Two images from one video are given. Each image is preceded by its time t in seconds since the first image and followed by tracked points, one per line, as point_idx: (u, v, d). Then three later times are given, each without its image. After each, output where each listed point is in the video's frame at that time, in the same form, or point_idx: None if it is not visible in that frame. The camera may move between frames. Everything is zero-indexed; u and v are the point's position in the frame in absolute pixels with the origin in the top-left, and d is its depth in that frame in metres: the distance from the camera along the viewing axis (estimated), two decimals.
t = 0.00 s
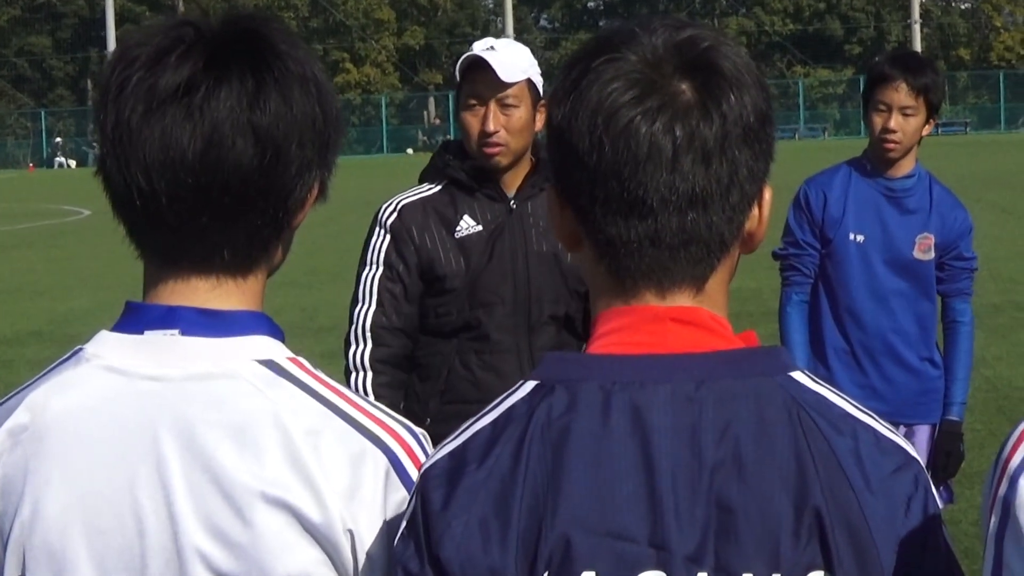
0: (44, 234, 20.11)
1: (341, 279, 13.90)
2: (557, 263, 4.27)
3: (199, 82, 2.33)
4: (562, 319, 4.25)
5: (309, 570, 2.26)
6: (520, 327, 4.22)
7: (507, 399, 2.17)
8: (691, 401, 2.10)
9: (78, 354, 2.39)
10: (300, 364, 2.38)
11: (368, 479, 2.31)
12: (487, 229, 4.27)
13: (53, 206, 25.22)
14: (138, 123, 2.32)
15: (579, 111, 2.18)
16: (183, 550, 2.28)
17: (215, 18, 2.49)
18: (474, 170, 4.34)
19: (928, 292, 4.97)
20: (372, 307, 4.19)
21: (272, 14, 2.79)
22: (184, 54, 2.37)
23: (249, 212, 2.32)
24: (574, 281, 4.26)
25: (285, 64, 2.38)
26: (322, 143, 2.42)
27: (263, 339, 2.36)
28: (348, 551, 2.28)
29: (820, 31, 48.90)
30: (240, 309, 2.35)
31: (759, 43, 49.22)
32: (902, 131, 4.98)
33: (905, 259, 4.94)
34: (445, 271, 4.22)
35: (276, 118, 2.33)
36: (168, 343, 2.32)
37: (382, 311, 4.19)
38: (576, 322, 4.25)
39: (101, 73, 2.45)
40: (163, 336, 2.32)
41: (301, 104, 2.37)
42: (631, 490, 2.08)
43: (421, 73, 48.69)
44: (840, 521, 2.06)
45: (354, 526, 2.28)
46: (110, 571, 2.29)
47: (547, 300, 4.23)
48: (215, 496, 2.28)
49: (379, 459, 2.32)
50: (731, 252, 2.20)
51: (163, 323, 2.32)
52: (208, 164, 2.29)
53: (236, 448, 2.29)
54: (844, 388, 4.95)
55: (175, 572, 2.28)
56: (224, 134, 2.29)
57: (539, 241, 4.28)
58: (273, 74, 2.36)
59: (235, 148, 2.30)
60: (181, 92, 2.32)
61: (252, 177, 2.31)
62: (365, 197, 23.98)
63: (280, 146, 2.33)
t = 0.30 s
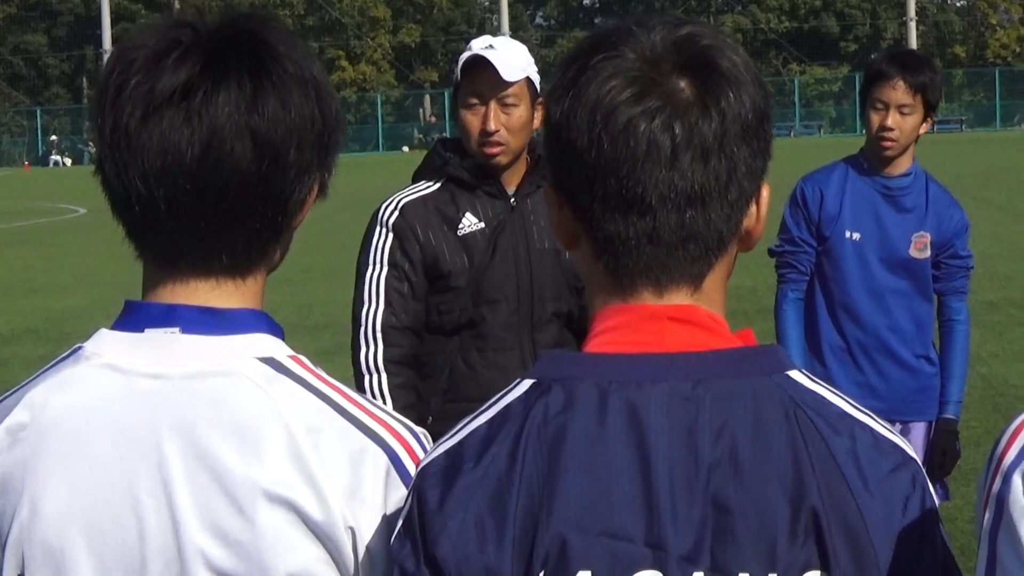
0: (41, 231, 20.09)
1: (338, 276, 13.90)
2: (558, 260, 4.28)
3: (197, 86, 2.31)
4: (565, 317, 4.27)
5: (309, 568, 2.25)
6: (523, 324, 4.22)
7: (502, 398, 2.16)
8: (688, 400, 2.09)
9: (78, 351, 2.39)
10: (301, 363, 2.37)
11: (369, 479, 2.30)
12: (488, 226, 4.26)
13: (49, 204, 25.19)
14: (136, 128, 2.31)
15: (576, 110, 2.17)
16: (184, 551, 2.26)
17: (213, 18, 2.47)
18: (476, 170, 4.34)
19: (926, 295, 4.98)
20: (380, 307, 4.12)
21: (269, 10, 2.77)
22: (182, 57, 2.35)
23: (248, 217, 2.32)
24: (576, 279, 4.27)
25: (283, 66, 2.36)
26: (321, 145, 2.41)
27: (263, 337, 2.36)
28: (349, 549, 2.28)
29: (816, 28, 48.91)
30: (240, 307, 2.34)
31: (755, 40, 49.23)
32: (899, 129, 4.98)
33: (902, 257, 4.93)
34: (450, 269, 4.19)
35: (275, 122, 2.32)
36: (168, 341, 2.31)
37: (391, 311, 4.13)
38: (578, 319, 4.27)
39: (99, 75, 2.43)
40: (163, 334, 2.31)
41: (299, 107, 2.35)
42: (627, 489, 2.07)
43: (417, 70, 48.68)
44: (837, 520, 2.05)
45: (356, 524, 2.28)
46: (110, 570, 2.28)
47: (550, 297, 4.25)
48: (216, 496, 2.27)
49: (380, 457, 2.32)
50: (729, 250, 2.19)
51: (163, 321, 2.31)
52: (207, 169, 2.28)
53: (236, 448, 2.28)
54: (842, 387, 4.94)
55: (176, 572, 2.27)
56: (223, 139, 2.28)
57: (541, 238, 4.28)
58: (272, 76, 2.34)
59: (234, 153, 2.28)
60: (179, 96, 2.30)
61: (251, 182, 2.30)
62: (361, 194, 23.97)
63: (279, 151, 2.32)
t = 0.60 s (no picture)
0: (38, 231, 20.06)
1: (335, 275, 13.88)
2: (555, 259, 4.27)
3: (206, 81, 2.31)
4: (562, 316, 4.26)
5: (313, 567, 2.26)
6: (519, 323, 4.22)
7: (502, 398, 2.16)
8: (688, 400, 2.09)
9: (83, 348, 2.39)
10: (307, 362, 2.37)
11: (374, 478, 2.30)
12: (484, 225, 4.26)
13: (45, 203, 25.18)
14: (145, 123, 2.30)
15: (577, 108, 2.17)
16: (188, 549, 2.27)
17: (221, 14, 2.47)
18: (472, 169, 4.34)
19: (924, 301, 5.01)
20: (374, 305, 4.10)
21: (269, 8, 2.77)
22: (191, 53, 2.35)
23: (257, 212, 2.32)
24: (574, 278, 4.27)
25: (292, 62, 2.36)
26: (328, 141, 2.41)
27: (268, 336, 2.36)
28: (352, 549, 2.28)
29: (813, 27, 48.94)
30: (247, 305, 2.34)
31: (752, 40, 49.22)
32: (893, 127, 5.01)
33: (899, 256, 4.93)
34: (445, 268, 4.19)
35: (284, 117, 2.32)
36: (174, 338, 2.31)
37: (385, 309, 4.12)
38: (575, 318, 4.27)
39: (106, 69, 2.42)
40: (169, 332, 2.31)
41: (308, 102, 2.35)
42: (627, 489, 2.07)
43: (414, 69, 48.65)
44: (837, 521, 2.05)
45: (360, 524, 2.27)
46: (112, 568, 2.28)
47: (547, 296, 4.25)
48: (220, 494, 2.27)
49: (385, 458, 2.31)
50: (728, 250, 2.19)
51: (169, 318, 2.31)
52: (215, 163, 2.28)
53: (241, 446, 2.28)
54: (837, 386, 4.95)
55: (179, 571, 2.28)
56: (232, 134, 2.28)
57: (537, 237, 4.28)
58: (280, 72, 2.34)
59: (243, 148, 2.28)
60: (189, 91, 2.30)
61: (259, 177, 2.30)
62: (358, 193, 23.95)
63: (288, 146, 2.32)
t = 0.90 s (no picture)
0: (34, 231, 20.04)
1: (332, 274, 13.87)
2: (552, 256, 4.27)
3: (213, 79, 2.31)
4: (560, 313, 4.25)
5: (315, 566, 2.24)
6: (517, 321, 4.21)
7: (502, 397, 2.16)
8: (688, 399, 2.09)
9: (88, 342, 2.38)
10: (312, 359, 2.36)
11: (377, 476, 2.29)
12: (477, 223, 4.26)
13: (41, 203, 25.16)
14: (152, 120, 2.31)
15: (576, 105, 2.17)
16: (190, 544, 2.26)
17: (230, 11, 2.47)
18: (466, 167, 4.33)
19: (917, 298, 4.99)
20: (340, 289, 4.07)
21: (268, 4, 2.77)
22: (199, 51, 2.35)
23: (263, 211, 2.32)
24: (571, 275, 4.27)
25: (300, 61, 2.36)
26: (336, 140, 2.41)
27: (273, 333, 2.34)
28: (355, 548, 2.27)
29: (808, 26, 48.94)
30: (252, 302, 2.33)
31: (749, 38, 49.21)
32: (888, 120, 5.02)
33: (895, 253, 4.94)
34: (434, 265, 4.19)
35: (291, 116, 2.31)
36: (179, 334, 2.30)
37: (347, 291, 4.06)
38: (572, 316, 4.27)
39: (117, 67, 2.43)
40: (174, 327, 2.30)
41: (315, 102, 2.35)
42: (627, 488, 2.07)
43: (410, 69, 48.62)
44: (837, 520, 2.05)
45: (361, 523, 2.26)
46: (114, 561, 2.28)
47: (544, 294, 4.24)
48: (222, 490, 2.27)
49: (388, 457, 2.31)
50: (726, 248, 2.19)
51: (174, 314, 2.30)
52: (221, 162, 2.28)
53: (245, 444, 2.27)
54: (834, 382, 4.94)
55: (182, 567, 2.27)
56: (238, 132, 2.28)
57: (532, 235, 4.27)
58: (288, 71, 2.34)
59: (249, 146, 2.28)
60: (196, 90, 2.30)
61: (265, 176, 2.30)
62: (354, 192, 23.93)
63: (294, 145, 2.32)
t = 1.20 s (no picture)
0: (30, 229, 20.01)
1: (328, 273, 13.85)
2: (548, 256, 4.27)
3: (211, 76, 2.30)
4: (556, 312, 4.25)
5: (319, 561, 2.24)
6: (513, 321, 4.21)
7: (495, 397, 2.16)
8: (682, 398, 2.09)
9: (89, 339, 2.37)
10: (313, 355, 2.36)
11: (379, 471, 2.29)
12: (475, 221, 4.25)
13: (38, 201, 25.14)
14: (150, 119, 2.30)
15: (569, 106, 2.17)
16: (195, 542, 2.25)
17: (225, 10, 2.46)
18: (463, 165, 4.30)
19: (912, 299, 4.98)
20: (372, 296, 4.09)
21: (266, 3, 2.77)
22: (196, 49, 2.34)
23: (262, 208, 2.31)
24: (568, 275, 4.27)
25: (296, 57, 2.35)
26: (333, 136, 2.40)
27: (274, 329, 2.34)
28: (359, 542, 2.26)
29: (806, 26, 48.95)
30: (252, 299, 2.33)
31: (746, 38, 49.21)
32: (886, 122, 5.02)
33: (893, 252, 4.94)
34: (435, 264, 4.19)
35: (289, 112, 2.30)
36: (179, 331, 2.30)
37: (382, 298, 4.10)
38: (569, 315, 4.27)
39: (114, 67, 2.42)
40: (175, 324, 2.30)
41: (312, 99, 2.34)
42: (621, 489, 2.06)
43: (408, 68, 48.61)
44: (830, 520, 2.05)
45: (367, 514, 2.26)
46: (118, 559, 2.27)
47: (540, 293, 4.25)
48: (227, 487, 2.26)
49: (391, 450, 2.30)
50: (721, 248, 2.18)
51: (175, 311, 2.30)
52: (221, 159, 2.26)
53: (246, 439, 2.26)
54: (831, 381, 4.94)
55: (187, 563, 2.26)
56: (237, 129, 2.27)
57: (530, 235, 4.27)
58: (285, 67, 2.33)
59: (248, 143, 2.27)
60: (194, 87, 2.29)
61: (264, 173, 2.29)
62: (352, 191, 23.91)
63: (293, 141, 2.31)
